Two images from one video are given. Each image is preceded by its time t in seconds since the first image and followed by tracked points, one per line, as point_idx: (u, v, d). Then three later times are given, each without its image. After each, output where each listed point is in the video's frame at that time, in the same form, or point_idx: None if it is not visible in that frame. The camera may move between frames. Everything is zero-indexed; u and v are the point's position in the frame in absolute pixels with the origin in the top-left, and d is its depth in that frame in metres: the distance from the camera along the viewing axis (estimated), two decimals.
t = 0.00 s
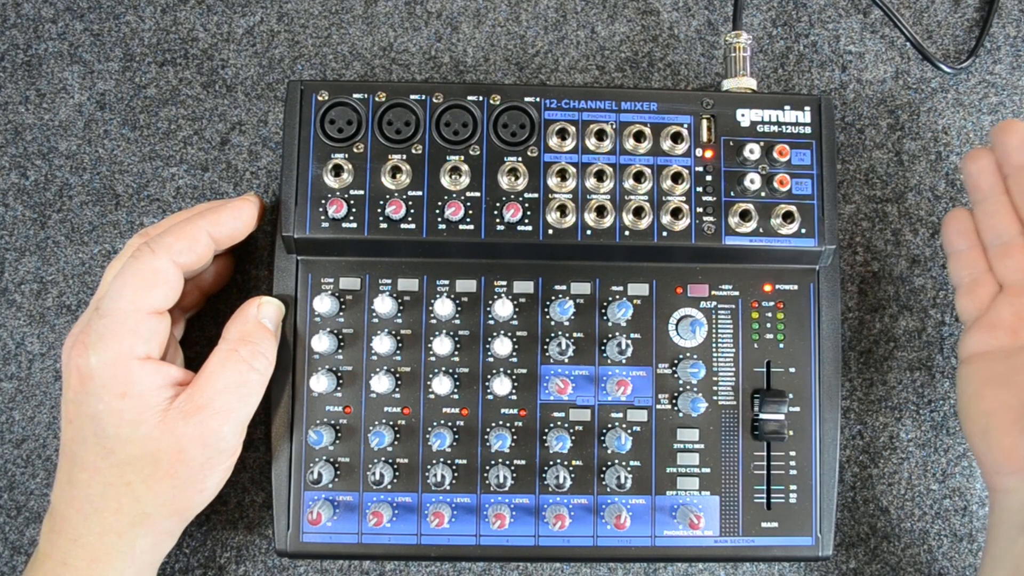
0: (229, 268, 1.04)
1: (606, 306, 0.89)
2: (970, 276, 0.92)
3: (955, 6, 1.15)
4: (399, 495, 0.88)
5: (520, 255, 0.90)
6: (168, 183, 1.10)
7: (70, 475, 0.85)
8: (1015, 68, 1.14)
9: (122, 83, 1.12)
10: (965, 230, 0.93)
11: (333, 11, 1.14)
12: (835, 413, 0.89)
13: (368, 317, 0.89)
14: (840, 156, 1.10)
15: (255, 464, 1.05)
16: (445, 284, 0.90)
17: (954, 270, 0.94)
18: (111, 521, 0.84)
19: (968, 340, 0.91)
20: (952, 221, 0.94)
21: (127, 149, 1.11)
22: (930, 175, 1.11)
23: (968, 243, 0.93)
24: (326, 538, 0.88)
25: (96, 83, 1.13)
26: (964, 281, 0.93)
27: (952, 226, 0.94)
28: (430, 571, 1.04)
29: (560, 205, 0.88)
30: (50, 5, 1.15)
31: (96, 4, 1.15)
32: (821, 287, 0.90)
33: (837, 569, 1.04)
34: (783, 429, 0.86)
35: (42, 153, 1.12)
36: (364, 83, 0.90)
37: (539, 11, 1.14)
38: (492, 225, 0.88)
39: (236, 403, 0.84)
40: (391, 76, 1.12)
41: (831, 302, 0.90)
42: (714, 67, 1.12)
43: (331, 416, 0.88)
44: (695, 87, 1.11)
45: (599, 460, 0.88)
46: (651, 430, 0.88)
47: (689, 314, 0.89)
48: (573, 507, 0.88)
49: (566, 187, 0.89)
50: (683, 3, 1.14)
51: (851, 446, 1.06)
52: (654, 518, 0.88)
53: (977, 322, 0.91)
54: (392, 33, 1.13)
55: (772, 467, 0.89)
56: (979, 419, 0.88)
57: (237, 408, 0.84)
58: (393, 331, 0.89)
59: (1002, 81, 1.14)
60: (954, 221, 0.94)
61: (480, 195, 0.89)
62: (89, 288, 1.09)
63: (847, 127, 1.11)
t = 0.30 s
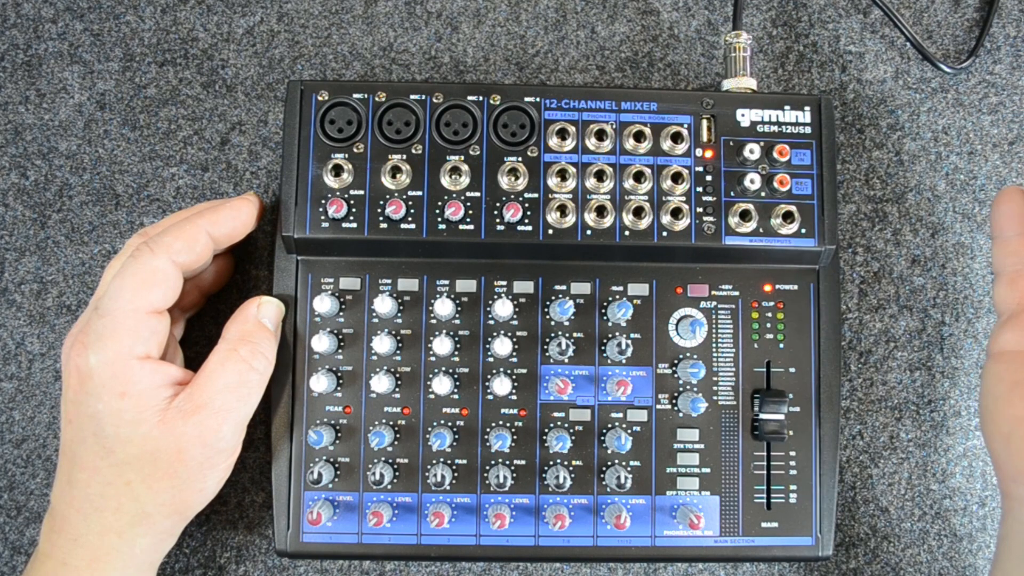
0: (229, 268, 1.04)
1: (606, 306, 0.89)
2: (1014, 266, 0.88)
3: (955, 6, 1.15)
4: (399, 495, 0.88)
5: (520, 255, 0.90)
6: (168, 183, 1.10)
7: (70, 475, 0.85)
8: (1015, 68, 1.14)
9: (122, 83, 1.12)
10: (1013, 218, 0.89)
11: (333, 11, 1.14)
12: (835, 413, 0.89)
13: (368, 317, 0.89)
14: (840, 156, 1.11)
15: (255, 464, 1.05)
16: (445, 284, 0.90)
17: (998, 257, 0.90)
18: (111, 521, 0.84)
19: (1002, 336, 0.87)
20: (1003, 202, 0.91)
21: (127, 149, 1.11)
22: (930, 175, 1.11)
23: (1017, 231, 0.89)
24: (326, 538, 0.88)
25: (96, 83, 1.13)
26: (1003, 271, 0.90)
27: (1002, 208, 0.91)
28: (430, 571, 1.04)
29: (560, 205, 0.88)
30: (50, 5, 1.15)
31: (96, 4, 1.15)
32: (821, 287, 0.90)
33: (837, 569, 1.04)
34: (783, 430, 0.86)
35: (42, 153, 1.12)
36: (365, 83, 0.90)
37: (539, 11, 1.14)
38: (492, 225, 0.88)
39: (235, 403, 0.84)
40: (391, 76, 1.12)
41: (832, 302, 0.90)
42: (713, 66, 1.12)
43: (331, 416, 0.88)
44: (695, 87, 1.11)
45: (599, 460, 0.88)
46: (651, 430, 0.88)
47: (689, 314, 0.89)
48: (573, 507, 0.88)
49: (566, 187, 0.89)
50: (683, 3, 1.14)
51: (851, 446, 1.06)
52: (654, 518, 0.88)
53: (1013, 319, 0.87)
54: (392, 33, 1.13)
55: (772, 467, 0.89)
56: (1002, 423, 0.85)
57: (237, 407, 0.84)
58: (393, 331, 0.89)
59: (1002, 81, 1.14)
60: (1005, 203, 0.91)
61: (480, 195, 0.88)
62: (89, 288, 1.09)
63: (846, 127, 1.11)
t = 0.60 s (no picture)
0: (229, 268, 1.04)
1: (606, 306, 0.89)
2: (990, 269, 0.88)
3: (955, 6, 1.15)
4: (399, 495, 0.88)
5: (520, 255, 0.90)
6: (168, 183, 1.10)
7: (69, 475, 0.85)
8: (1015, 68, 1.14)
9: (122, 83, 1.12)
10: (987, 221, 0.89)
11: (333, 11, 1.14)
12: (835, 412, 0.89)
13: (368, 317, 0.89)
14: (840, 156, 1.11)
15: (255, 464, 1.05)
16: (445, 284, 0.90)
17: (975, 259, 0.90)
18: (111, 521, 0.84)
19: (980, 339, 0.87)
20: (976, 206, 0.90)
21: (127, 149, 1.11)
22: (930, 175, 1.11)
23: (992, 234, 0.88)
24: (326, 538, 0.88)
25: (96, 83, 1.13)
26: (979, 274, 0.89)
27: (975, 212, 0.90)
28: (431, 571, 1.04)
29: (561, 205, 0.88)
30: (50, 5, 1.15)
31: (96, 4, 1.15)
32: (821, 287, 0.90)
33: (837, 570, 1.04)
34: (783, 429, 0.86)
35: (42, 153, 1.12)
36: (364, 83, 0.90)
37: (539, 11, 1.14)
38: (492, 225, 0.88)
39: (236, 403, 0.84)
40: (391, 76, 1.12)
41: (832, 302, 0.90)
42: (714, 66, 1.12)
43: (331, 416, 0.88)
44: (695, 87, 1.11)
45: (599, 460, 0.88)
46: (651, 430, 0.88)
47: (689, 314, 0.89)
48: (573, 507, 0.88)
49: (567, 187, 0.89)
50: (683, 3, 1.14)
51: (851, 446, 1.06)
52: (654, 518, 0.88)
53: (991, 322, 0.87)
54: (392, 33, 1.13)
55: (772, 467, 0.89)
56: (983, 426, 0.84)
57: (237, 407, 0.84)
58: (393, 331, 0.89)
59: (1002, 81, 1.14)
60: (978, 206, 0.90)
61: (480, 195, 0.88)
62: (89, 288, 1.09)
63: (846, 127, 1.11)
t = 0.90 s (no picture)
0: (229, 268, 1.04)
1: (606, 306, 0.89)
2: (970, 271, 0.90)
3: (955, 6, 1.15)
4: (399, 495, 0.88)
5: (520, 255, 0.90)
6: (168, 183, 1.10)
7: (69, 475, 0.85)
8: (1015, 68, 1.14)
9: (122, 83, 1.12)
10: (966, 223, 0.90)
11: (333, 11, 1.14)
12: (835, 412, 0.89)
13: (368, 317, 0.89)
14: (840, 156, 1.11)
15: (255, 464, 1.05)
16: (445, 284, 0.90)
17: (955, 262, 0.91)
18: (111, 521, 0.84)
19: (964, 340, 0.89)
20: (953, 209, 0.91)
21: (127, 149, 1.11)
22: (930, 175, 1.11)
23: (972, 236, 0.90)
24: (326, 538, 0.88)
25: (96, 83, 1.13)
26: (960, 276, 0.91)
27: (953, 215, 0.91)
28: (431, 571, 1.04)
29: (560, 205, 0.88)
30: (50, 5, 1.15)
31: (96, 4, 1.15)
32: (821, 287, 0.90)
33: (837, 570, 1.04)
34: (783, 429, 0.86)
35: (42, 153, 1.12)
36: (364, 83, 0.90)
37: (539, 11, 1.14)
38: (492, 225, 0.88)
39: (236, 403, 0.84)
40: (391, 76, 1.12)
41: (832, 302, 0.90)
42: (714, 66, 1.12)
43: (331, 416, 0.88)
44: (695, 87, 1.11)
45: (599, 460, 0.88)
46: (651, 430, 0.88)
47: (689, 314, 0.89)
48: (573, 507, 0.88)
49: (567, 187, 0.89)
50: (683, 3, 1.14)
51: (851, 446, 1.06)
52: (654, 518, 0.88)
53: (973, 323, 0.89)
54: (392, 33, 1.13)
55: (772, 467, 0.89)
56: (968, 427, 0.87)
57: (237, 407, 0.84)
58: (393, 331, 0.89)
59: (1002, 81, 1.14)
60: (955, 210, 0.91)
61: (480, 195, 0.89)
62: (89, 288, 1.09)
63: (846, 127, 1.11)
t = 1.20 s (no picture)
0: (229, 268, 1.04)
1: (606, 306, 0.89)
2: (945, 277, 0.87)
3: (955, 6, 1.15)
4: (399, 495, 0.88)
5: (520, 255, 0.90)
6: (168, 183, 1.10)
7: (69, 475, 0.85)
8: (1015, 68, 1.14)
9: (122, 83, 1.12)
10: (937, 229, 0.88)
11: (333, 11, 1.14)
12: (835, 412, 0.89)
13: (368, 317, 0.89)
14: (840, 156, 1.11)
15: (255, 464, 1.05)
16: (445, 284, 0.90)
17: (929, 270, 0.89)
18: (111, 521, 0.84)
19: (943, 344, 0.86)
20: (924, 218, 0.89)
21: (126, 149, 1.11)
22: (930, 175, 1.11)
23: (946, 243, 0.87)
24: (326, 538, 0.88)
25: (96, 83, 1.13)
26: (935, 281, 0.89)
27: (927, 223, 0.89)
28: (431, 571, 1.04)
29: (561, 205, 0.88)
30: (50, 5, 1.15)
31: (96, 4, 1.15)
32: (821, 287, 0.90)
33: (837, 569, 1.04)
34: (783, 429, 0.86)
35: (42, 154, 1.12)
36: (364, 83, 0.90)
37: (539, 12, 1.14)
38: (492, 225, 0.88)
39: (236, 403, 0.84)
40: (391, 76, 1.12)
41: (832, 302, 0.90)
42: (714, 67, 1.12)
43: (331, 416, 0.88)
44: (695, 87, 1.11)
45: (599, 460, 0.88)
46: (651, 430, 0.88)
47: (689, 314, 0.89)
48: (573, 507, 0.88)
49: (567, 187, 0.89)
50: (683, 3, 1.14)
51: (851, 446, 1.06)
52: (654, 518, 0.88)
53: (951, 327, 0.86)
54: (392, 33, 1.13)
55: (772, 467, 0.89)
56: (950, 428, 0.82)
57: (237, 408, 0.84)
58: (394, 331, 0.89)
59: (1002, 81, 1.14)
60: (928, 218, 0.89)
61: (480, 195, 0.88)
62: (89, 288, 1.09)
63: (846, 127, 1.11)
